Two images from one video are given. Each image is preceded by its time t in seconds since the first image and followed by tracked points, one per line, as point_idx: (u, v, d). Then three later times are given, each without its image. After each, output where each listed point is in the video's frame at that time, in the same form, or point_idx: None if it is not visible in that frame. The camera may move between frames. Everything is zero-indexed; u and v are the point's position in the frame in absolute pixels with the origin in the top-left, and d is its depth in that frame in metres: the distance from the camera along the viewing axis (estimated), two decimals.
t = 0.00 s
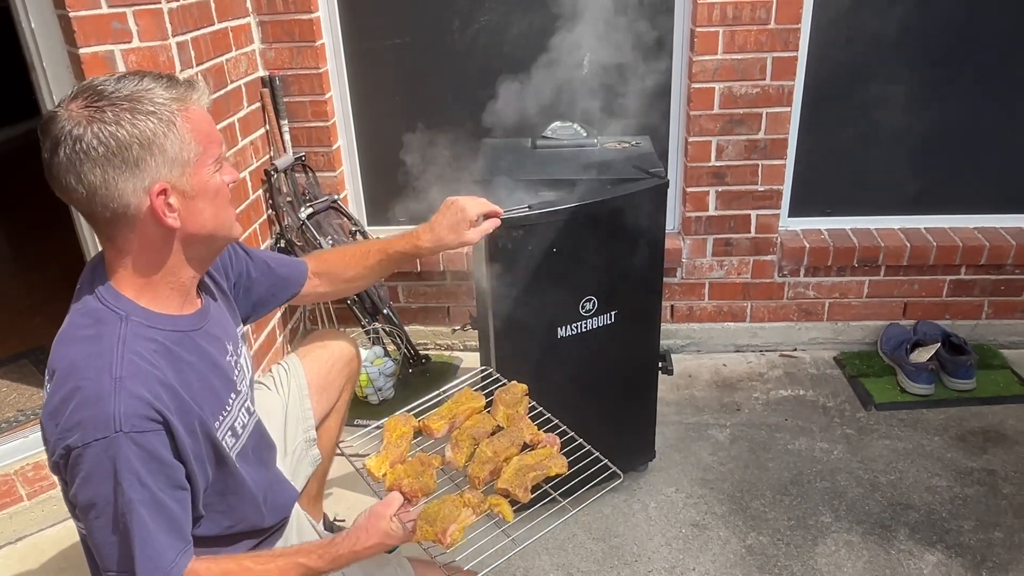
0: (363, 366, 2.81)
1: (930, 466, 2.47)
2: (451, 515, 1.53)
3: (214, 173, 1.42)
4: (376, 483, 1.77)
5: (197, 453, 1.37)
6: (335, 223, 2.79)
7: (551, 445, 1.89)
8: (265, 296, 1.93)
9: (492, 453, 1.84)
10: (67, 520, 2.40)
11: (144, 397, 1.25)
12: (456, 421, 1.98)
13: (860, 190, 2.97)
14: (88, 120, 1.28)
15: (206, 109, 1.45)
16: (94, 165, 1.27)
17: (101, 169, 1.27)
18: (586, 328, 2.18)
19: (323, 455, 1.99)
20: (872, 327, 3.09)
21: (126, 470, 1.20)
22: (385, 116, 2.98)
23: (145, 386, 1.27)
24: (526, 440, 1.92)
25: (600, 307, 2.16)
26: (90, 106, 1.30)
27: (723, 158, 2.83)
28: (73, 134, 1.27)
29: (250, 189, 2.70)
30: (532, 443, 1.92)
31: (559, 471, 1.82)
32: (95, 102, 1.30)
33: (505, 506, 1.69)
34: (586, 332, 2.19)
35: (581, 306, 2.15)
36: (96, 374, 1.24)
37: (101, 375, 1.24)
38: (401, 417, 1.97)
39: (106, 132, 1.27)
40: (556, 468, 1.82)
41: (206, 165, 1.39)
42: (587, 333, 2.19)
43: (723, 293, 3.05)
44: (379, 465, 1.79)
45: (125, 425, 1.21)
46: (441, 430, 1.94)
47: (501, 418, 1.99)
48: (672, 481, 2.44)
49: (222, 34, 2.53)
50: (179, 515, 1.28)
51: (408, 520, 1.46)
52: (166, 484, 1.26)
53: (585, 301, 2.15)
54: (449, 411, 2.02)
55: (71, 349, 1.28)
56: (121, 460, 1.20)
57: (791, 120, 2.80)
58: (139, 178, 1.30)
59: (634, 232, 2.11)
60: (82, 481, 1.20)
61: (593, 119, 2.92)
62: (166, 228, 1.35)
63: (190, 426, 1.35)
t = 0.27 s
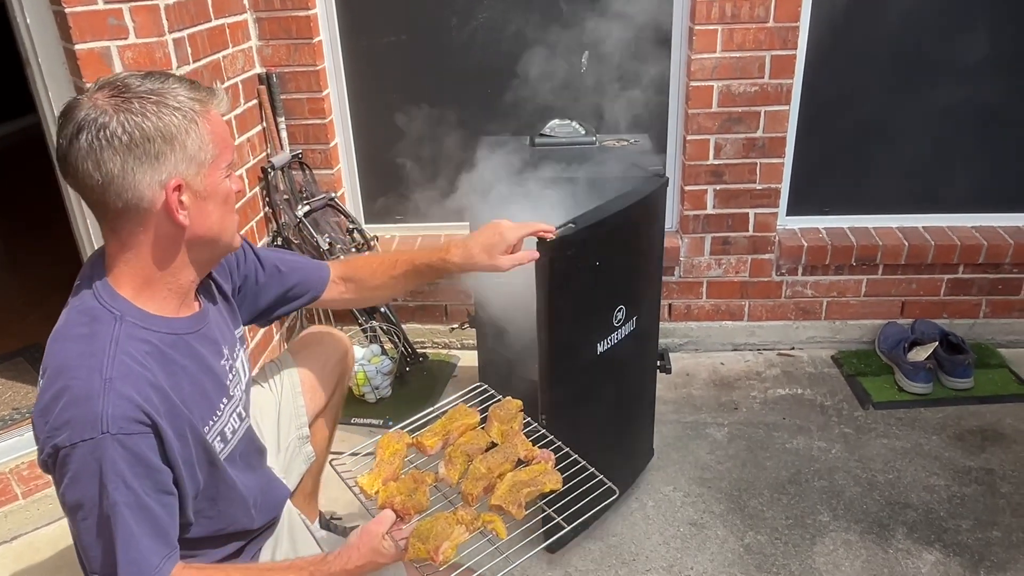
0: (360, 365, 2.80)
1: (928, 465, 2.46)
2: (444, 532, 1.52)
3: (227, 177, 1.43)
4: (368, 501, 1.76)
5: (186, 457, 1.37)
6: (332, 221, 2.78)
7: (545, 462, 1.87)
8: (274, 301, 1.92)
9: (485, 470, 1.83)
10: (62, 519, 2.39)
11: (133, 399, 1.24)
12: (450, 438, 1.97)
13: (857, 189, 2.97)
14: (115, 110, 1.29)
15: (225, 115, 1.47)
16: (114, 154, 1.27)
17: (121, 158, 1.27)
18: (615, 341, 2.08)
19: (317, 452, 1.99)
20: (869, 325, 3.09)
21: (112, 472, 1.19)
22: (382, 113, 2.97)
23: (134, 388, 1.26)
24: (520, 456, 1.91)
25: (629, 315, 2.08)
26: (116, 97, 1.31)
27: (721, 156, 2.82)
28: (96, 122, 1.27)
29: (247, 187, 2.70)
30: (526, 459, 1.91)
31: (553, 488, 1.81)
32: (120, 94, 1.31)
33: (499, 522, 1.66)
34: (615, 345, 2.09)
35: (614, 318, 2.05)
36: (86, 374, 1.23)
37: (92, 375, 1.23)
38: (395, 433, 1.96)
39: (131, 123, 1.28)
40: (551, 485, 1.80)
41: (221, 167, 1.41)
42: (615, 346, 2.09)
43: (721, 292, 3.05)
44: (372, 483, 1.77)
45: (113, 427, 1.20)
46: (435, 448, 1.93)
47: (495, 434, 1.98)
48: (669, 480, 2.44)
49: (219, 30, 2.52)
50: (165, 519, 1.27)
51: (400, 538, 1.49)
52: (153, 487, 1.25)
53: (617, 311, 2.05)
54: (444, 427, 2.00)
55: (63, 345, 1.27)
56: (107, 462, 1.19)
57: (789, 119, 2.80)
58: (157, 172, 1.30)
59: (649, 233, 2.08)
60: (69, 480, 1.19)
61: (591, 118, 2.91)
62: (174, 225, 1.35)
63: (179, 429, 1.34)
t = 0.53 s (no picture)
0: (354, 363, 2.78)
1: (924, 464, 2.46)
2: (445, 531, 1.60)
3: (230, 180, 1.42)
4: (360, 509, 1.77)
5: (174, 457, 1.35)
6: (327, 219, 2.77)
7: (530, 449, 1.91)
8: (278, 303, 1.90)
9: (474, 464, 1.85)
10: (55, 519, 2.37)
11: (120, 395, 1.23)
12: (432, 437, 1.97)
13: (853, 188, 2.97)
14: (127, 104, 1.30)
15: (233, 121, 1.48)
16: (122, 146, 1.27)
17: (128, 151, 1.27)
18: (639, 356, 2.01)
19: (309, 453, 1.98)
20: (865, 324, 3.09)
21: (97, 468, 1.17)
22: (377, 111, 2.95)
23: (121, 383, 1.25)
24: (506, 446, 1.94)
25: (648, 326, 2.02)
26: (129, 93, 1.32)
27: (716, 155, 2.82)
28: (106, 114, 1.28)
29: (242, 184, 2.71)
30: (511, 448, 1.94)
31: (543, 473, 1.84)
32: (132, 90, 1.33)
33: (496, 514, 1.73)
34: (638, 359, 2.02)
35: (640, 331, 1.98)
36: (74, 370, 1.21)
37: (80, 370, 1.22)
38: (376, 438, 1.95)
39: (141, 117, 1.29)
40: (540, 471, 1.84)
41: (225, 170, 1.40)
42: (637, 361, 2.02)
43: (716, 290, 3.05)
44: (363, 490, 1.78)
45: (99, 422, 1.18)
46: (419, 448, 1.93)
47: (476, 427, 2.00)
48: (665, 479, 2.43)
49: (213, 27, 2.50)
50: (155, 517, 1.25)
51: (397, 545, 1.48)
52: (140, 485, 1.23)
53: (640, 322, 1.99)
54: (423, 426, 2.01)
55: (51, 341, 1.26)
56: (93, 459, 1.17)
57: (784, 117, 2.79)
58: (163, 167, 1.30)
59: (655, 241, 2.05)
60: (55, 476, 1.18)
61: (587, 116, 2.90)
62: (176, 222, 1.34)
63: (166, 428, 1.33)
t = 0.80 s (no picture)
0: (346, 363, 2.78)
1: (915, 463, 2.47)
2: (448, 504, 1.70)
3: (224, 182, 1.40)
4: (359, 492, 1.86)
5: (172, 454, 1.35)
6: (318, 218, 2.76)
7: (514, 424, 2.07)
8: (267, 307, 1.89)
9: (465, 440, 2.01)
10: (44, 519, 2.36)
11: (116, 393, 1.23)
12: (418, 418, 2.11)
13: (845, 188, 2.98)
14: (121, 103, 1.29)
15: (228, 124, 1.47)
16: (115, 144, 1.26)
17: (121, 148, 1.26)
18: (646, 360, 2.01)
19: (296, 453, 1.97)
20: (857, 323, 3.09)
21: (95, 466, 1.17)
22: (369, 110, 2.94)
23: (116, 381, 1.25)
24: (491, 421, 2.12)
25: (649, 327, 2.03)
26: (123, 93, 1.32)
27: (709, 154, 2.82)
28: (99, 111, 1.27)
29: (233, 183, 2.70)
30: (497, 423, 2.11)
31: (531, 442, 2.02)
32: (127, 89, 1.32)
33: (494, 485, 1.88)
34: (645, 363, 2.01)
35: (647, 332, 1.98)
36: (68, 369, 1.21)
37: (74, 369, 1.22)
38: (364, 424, 2.06)
39: (135, 116, 1.28)
40: (528, 440, 2.02)
41: (219, 171, 1.39)
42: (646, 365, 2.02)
43: (709, 290, 3.05)
44: (361, 475, 1.87)
45: (96, 420, 1.18)
46: (408, 428, 2.07)
47: (460, 407, 2.16)
48: (657, 478, 2.43)
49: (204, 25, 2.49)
50: (156, 513, 1.25)
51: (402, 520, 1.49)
52: (139, 481, 1.24)
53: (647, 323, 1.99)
54: (409, 411, 2.14)
55: (44, 340, 1.25)
56: (90, 457, 1.17)
57: (776, 116, 2.79)
58: (156, 165, 1.28)
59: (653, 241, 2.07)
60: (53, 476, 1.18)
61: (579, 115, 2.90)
62: (168, 221, 1.32)
63: (163, 426, 1.33)
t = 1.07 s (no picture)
0: (338, 363, 2.78)
1: (905, 461, 2.48)
2: (455, 485, 1.85)
3: (220, 190, 1.41)
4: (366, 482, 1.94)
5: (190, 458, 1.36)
6: (311, 218, 2.76)
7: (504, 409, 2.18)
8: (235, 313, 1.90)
9: (463, 427, 2.13)
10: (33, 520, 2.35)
11: (134, 407, 1.23)
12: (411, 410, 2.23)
13: (835, 188, 2.99)
14: (120, 110, 1.28)
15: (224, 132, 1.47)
16: (113, 152, 1.25)
17: (119, 156, 1.25)
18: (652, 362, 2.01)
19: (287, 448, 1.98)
20: (848, 322, 3.11)
21: (125, 482, 1.18)
22: (361, 110, 2.94)
23: (133, 397, 1.24)
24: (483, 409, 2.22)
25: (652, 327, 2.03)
26: (121, 98, 1.31)
27: (700, 154, 2.83)
28: (100, 118, 1.27)
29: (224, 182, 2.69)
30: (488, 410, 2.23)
31: (523, 423, 2.16)
32: (126, 95, 1.31)
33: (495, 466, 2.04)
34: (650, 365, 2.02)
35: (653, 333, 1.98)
36: (81, 390, 1.20)
37: (86, 390, 1.20)
38: (360, 418, 2.12)
39: (134, 123, 1.28)
40: (521, 422, 2.16)
41: (217, 179, 1.39)
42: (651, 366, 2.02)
43: (700, 289, 3.06)
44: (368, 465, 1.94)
45: (120, 437, 1.19)
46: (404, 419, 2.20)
47: (450, 397, 2.28)
48: (649, 477, 2.44)
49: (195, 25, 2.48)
50: (188, 518, 1.27)
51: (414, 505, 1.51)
52: (167, 490, 1.25)
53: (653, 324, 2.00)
54: (401, 403, 2.26)
55: (47, 362, 1.23)
56: (119, 474, 1.18)
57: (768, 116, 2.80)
58: (154, 174, 1.28)
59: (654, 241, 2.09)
60: (81, 497, 1.17)
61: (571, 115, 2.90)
62: (164, 231, 1.32)
63: (179, 432, 1.34)
